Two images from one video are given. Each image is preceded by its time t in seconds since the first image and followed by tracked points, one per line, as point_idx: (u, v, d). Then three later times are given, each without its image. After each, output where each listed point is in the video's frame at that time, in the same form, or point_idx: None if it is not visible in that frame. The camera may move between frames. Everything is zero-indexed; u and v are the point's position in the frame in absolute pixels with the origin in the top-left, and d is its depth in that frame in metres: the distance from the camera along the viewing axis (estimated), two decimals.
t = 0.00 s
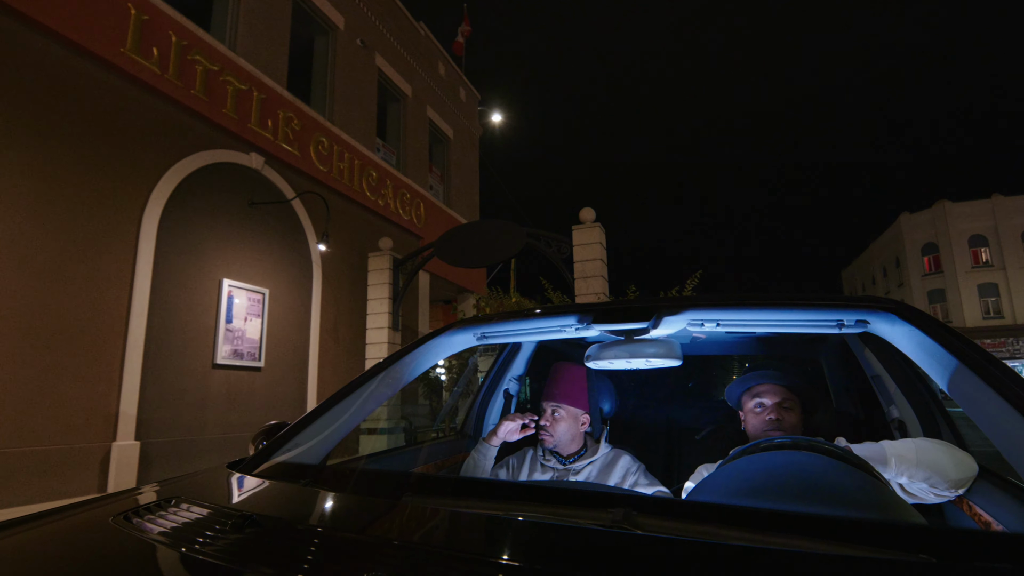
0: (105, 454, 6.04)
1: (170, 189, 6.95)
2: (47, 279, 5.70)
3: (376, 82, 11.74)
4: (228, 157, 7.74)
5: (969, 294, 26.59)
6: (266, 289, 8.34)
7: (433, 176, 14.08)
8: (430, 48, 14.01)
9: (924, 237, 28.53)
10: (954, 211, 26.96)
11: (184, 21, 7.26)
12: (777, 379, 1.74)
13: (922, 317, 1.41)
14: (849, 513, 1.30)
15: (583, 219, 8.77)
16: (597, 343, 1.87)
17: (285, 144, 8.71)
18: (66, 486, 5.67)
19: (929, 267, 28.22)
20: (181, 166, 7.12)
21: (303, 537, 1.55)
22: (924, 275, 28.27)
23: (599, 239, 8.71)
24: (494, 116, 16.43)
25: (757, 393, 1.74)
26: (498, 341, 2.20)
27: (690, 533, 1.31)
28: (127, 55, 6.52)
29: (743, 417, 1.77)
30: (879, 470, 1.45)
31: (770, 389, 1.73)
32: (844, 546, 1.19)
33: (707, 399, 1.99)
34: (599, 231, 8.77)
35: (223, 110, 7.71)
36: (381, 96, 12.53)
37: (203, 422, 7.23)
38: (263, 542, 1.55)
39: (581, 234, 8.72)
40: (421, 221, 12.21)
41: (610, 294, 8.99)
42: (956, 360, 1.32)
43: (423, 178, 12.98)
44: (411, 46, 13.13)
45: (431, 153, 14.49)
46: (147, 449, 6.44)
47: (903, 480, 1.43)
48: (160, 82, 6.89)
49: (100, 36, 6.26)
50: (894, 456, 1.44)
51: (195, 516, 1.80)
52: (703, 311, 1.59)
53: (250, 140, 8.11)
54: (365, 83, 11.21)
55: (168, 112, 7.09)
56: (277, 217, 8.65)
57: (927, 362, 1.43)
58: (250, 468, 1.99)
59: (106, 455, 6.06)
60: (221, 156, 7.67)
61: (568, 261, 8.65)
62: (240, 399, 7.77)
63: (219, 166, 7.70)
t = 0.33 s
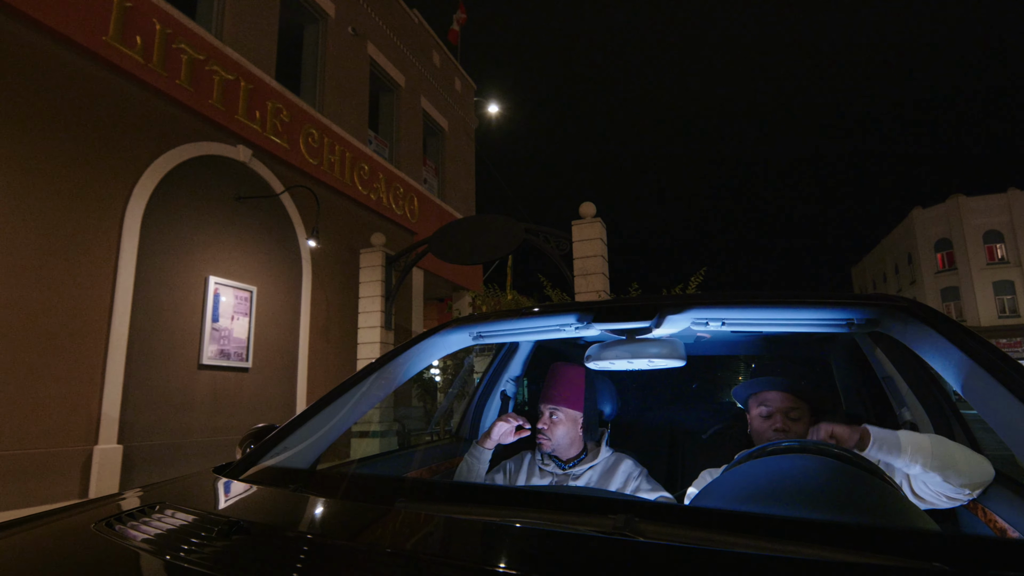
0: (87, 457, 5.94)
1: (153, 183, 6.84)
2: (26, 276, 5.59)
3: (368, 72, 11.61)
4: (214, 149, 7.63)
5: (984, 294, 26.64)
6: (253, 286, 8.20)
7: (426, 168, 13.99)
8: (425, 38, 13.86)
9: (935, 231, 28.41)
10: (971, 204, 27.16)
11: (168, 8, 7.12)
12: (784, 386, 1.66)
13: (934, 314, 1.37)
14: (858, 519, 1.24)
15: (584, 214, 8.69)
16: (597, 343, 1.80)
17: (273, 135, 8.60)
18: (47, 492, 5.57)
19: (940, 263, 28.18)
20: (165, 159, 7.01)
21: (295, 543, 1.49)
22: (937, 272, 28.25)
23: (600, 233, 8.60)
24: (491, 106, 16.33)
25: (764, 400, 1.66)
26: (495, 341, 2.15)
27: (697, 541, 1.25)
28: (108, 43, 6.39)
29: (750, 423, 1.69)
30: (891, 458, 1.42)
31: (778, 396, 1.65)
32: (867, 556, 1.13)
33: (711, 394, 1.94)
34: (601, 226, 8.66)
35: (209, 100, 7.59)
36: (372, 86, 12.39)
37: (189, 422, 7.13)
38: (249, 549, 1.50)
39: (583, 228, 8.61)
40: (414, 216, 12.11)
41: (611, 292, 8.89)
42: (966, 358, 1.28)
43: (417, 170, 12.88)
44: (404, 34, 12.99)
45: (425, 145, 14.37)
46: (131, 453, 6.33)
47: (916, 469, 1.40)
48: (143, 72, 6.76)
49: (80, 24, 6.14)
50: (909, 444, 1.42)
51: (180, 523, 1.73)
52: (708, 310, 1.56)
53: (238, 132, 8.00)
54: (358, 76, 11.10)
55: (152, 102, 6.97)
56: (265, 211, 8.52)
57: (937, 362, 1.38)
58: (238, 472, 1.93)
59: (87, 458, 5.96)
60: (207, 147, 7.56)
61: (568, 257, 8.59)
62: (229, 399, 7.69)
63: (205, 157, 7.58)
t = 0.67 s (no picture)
0: (65, 459, 5.83)
1: (134, 174, 6.71)
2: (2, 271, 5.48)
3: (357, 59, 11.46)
4: (198, 141, 7.52)
5: (998, 289, 26.32)
6: (239, 282, 8.09)
7: (417, 159, 13.88)
8: (416, 25, 13.69)
9: (948, 225, 28.34)
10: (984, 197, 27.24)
11: None
12: (773, 394, 1.62)
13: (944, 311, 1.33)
14: (867, 523, 1.19)
15: (582, 207, 8.63)
16: (596, 341, 1.75)
17: (258, 125, 8.46)
18: (25, 493, 5.48)
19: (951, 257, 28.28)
20: (146, 150, 6.88)
21: (282, 548, 1.43)
22: (948, 268, 28.27)
23: (599, 227, 8.54)
24: (484, 95, 16.18)
25: (753, 411, 1.62)
26: (489, 339, 2.08)
27: (702, 546, 1.19)
28: (87, 29, 6.26)
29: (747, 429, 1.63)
30: (904, 427, 1.42)
31: (767, 405, 1.62)
32: (880, 561, 1.08)
33: (713, 393, 1.89)
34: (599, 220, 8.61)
35: (193, 90, 7.47)
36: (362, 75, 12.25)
37: (172, 422, 7.03)
38: (233, 554, 1.44)
39: (582, 222, 8.54)
40: (405, 208, 12.00)
41: (609, 287, 8.81)
42: (977, 355, 1.23)
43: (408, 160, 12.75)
44: (394, 21, 12.83)
45: (416, 135, 14.25)
46: (111, 455, 6.23)
47: (926, 441, 1.39)
48: (124, 59, 6.63)
49: (57, 10, 6.00)
50: (922, 415, 1.42)
51: (163, 527, 1.66)
52: (709, 307, 1.52)
53: (224, 121, 7.88)
54: (347, 67, 10.98)
55: (133, 90, 6.83)
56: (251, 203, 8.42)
57: (948, 360, 1.34)
58: (222, 475, 1.86)
59: (66, 461, 5.85)
60: (191, 137, 7.43)
61: (565, 251, 8.53)
62: (214, 397, 7.60)
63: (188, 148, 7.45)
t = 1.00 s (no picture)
0: (43, 459, 5.73)
1: (114, 164, 6.59)
2: None
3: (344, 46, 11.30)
4: (180, 129, 7.39)
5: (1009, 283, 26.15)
6: (223, 276, 7.98)
7: (406, 149, 13.76)
8: (405, 11, 13.52)
9: (954, 217, 28.17)
10: (993, 189, 26.92)
11: None
12: (762, 395, 1.57)
13: (950, 306, 1.30)
14: (875, 525, 1.14)
15: (577, 198, 8.56)
16: (591, 337, 1.71)
17: (242, 113, 8.33)
18: (0, 494, 5.38)
19: (959, 250, 28.04)
20: (127, 139, 6.76)
21: (267, 552, 1.37)
22: (956, 260, 28.08)
23: (596, 219, 8.49)
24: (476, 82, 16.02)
25: (743, 417, 1.57)
26: (480, 335, 2.02)
27: (704, 550, 1.14)
28: (65, 14, 6.14)
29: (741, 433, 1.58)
30: (906, 421, 1.37)
31: (755, 408, 1.57)
32: (894, 568, 1.02)
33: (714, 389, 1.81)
34: (596, 211, 8.57)
35: (175, 76, 7.34)
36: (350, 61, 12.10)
37: (153, 420, 6.93)
38: (216, 560, 1.38)
39: (578, 214, 8.48)
40: (394, 199, 11.89)
41: (604, 281, 8.75)
42: (984, 349, 1.19)
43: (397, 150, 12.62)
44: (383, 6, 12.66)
45: (405, 123, 14.11)
46: (89, 454, 6.13)
47: (927, 435, 1.34)
48: (103, 45, 6.50)
49: None
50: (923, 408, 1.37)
51: (143, 529, 1.60)
52: (709, 302, 1.49)
53: (208, 110, 7.76)
54: (335, 55, 10.84)
55: (112, 77, 6.71)
56: (235, 195, 8.30)
57: (955, 356, 1.31)
58: (205, 475, 1.80)
59: (43, 461, 5.76)
60: (172, 126, 7.31)
61: (560, 244, 8.47)
62: (196, 394, 7.51)
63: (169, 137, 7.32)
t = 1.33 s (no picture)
0: (18, 458, 5.64)
1: (93, 152, 6.49)
2: None
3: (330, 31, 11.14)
4: (159, 116, 7.27)
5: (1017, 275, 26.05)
6: (204, 268, 7.85)
7: (394, 136, 13.63)
8: None
9: (962, 206, 28.01)
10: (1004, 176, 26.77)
11: None
12: (765, 402, 1.53)
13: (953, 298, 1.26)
14: (878, 526, 1.10)
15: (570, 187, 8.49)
16: (585, 330, 1.66)
17: (224, 99, 8.20)
18: None
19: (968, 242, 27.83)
20: (104, 127, 6.64)
21: (248, 554, 1.32)
22: (964, 252, 27.94)
23: (589, 209, 8.44)
24: (466, 68, 15.85)
25: (745, 422, 1.54)
26: (470, 329, 1.97)
27: (702, 552, 1.10)
28: None
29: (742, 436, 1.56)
30: (910, 417, 1.36)
31: (758, 414, 1.54)
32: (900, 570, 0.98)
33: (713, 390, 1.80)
34: (589, 201, 8.52)
35: (153, 62, 7.22)
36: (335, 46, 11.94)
37: (132, 417, 6.83)
38: (196, 563, 1.33)
39: (572, 204, 8.42)
40: (381, 188, 11.78)
41: (598, 272, 8.68)
42: (991, 343, 1.16)
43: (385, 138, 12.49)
44: None
45: (393, 110, 13.97)
46: (67, 453, 6.04)
47: (931, 432, 1.32)
48: (79, 29, 6.38)
49: None
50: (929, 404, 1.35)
51: (121, 530, 1.54)
52: (708, 294, 1.44)
53: (188, 97, 7.64)
54: (319, 40, 10.70)
55: (89, 62, 6.58)
56: (218, 185, 8.17)
57: (963, 351, 1.26)
58: (185, 474, 1.74)
59: (18, 459, 5.66)
60: (152, 113, 7.19)
61: (554, 234, 8.40)
62: (178, 389, 7.41)
63: (148, 124, 7.20)
